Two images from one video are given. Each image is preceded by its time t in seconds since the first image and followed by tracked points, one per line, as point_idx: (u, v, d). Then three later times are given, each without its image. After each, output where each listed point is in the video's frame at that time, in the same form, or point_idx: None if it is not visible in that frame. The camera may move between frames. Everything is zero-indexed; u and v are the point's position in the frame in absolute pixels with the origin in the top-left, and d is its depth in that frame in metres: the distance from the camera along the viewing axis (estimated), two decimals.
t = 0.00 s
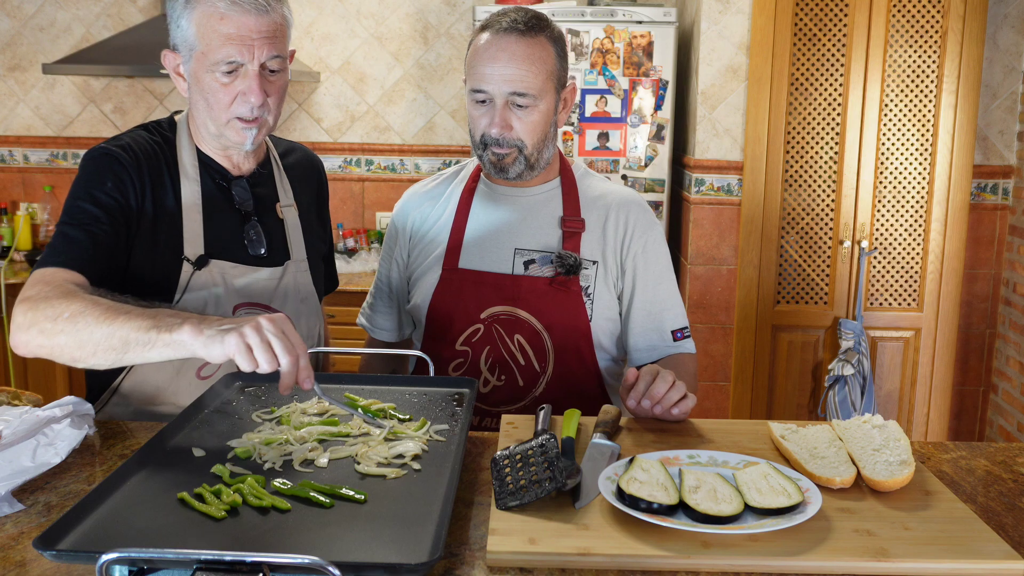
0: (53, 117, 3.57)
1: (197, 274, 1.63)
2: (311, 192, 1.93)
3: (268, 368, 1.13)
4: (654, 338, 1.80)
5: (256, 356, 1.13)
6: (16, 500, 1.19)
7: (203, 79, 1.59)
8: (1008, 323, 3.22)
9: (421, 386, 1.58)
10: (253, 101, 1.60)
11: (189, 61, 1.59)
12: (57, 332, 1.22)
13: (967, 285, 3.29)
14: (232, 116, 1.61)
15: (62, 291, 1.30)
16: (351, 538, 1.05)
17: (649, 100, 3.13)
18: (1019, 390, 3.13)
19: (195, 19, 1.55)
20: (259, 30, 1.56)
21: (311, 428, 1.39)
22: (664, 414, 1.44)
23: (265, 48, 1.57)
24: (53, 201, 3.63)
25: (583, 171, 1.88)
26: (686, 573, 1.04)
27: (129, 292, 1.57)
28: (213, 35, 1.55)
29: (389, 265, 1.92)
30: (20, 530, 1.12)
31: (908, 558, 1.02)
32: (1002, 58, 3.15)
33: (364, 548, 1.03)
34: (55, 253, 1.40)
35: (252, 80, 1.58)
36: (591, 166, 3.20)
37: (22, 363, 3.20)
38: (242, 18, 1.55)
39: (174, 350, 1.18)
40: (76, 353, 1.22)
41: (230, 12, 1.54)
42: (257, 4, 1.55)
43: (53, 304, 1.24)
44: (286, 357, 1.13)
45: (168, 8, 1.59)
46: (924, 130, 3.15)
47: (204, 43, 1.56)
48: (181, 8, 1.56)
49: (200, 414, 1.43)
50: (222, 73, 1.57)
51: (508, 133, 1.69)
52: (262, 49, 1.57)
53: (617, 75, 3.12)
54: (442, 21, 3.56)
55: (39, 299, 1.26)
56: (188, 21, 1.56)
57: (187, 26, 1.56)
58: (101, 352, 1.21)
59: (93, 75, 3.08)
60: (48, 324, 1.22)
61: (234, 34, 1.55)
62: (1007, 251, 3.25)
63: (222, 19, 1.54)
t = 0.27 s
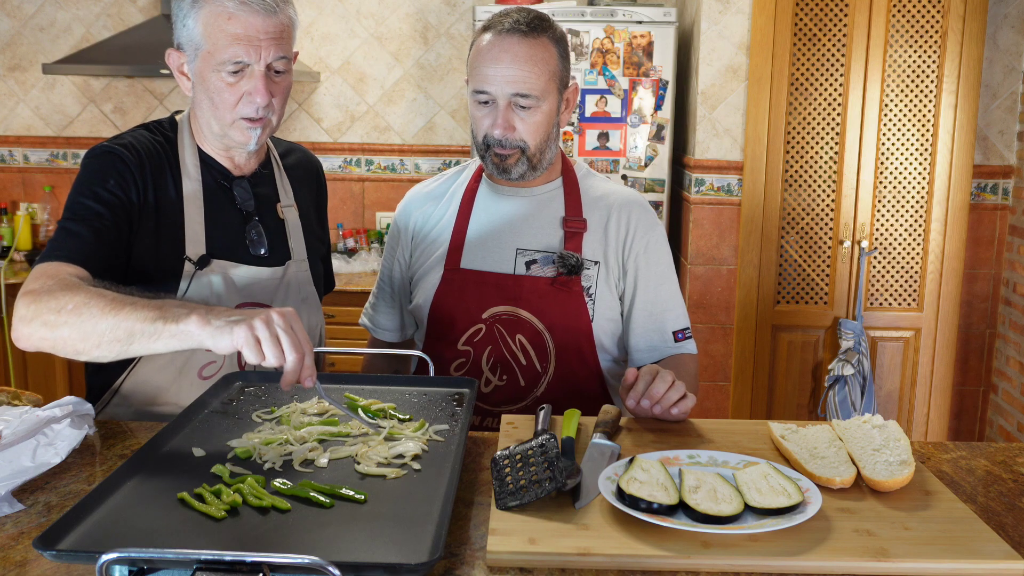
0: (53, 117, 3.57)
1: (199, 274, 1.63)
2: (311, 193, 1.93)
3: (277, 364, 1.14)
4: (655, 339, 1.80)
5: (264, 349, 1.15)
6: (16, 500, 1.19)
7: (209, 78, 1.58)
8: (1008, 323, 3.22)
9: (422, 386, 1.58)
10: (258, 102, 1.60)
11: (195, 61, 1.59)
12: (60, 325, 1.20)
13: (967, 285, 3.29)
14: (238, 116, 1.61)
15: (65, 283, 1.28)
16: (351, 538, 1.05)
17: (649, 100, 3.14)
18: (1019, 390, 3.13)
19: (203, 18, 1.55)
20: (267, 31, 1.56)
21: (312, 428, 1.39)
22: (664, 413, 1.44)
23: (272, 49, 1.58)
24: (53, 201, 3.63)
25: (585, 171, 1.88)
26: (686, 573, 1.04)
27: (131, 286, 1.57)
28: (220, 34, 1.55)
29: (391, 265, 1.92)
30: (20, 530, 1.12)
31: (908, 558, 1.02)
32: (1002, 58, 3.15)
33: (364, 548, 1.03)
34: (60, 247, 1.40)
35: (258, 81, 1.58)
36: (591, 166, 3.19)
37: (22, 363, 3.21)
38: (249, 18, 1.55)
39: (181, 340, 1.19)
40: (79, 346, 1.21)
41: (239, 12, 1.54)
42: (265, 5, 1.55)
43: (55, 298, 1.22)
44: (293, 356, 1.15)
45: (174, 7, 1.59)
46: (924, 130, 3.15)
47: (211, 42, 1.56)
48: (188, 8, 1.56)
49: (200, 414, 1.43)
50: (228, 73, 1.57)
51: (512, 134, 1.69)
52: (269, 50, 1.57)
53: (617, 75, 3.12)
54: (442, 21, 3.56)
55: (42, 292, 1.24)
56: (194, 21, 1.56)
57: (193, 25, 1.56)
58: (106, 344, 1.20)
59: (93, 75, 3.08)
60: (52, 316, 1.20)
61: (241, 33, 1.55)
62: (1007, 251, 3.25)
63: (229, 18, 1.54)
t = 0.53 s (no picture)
0: (53, 118, 3.57)
1: (198, 274, 1.62)
2: (310, 193, 1.93)
3: (250, 357, 1.13)
4: (655, 339, 1.80)
5: (237, 345, 1.13)
6: (15, 500, 1.19)
7: (211, 76, 1.58)
8: (1008, 323, 3.22)
9: (422, 386, 1.58)
10: (260, 100, 1.60)
11: (196, 59, 1.59)
12: (40, 327, 1.20)
13: (967, 285, 3.29)
14: (239, 115, 1.61)
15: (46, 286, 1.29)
16: (351, 539, 1.05)
17: (649, 100, 3.14)
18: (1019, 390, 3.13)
19: (205, 16, 1.55)
20: (269, 29, 1.56)
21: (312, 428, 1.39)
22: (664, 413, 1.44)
23: (274, 47, 1.58)
24: (53, 201, 3.63)
25: (585, 171, 1.88)
26: (686, 573, 1.04)
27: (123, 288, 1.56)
28: (222, 31, 1.55)
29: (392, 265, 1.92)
30: (20, 530, 1.12)
31: (908, 558, 1.02)
32: (1002, 58, 3.15)
33: (364, 548, 1.03)
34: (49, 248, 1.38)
35: (261, 78, 1.58)
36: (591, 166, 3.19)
37: (22, 363, 3.21)
38: (252, 16, 1.55)
39: (157, 341, 1.18)
40: (60, 347, 1.21)
41: (242, 9, 1.54)
42: (268, 3, 1.56)
43: (37, 300, 1.22)
44: (264, 348, 1.13)
45: (176, 5, 1.59)
46: (924, 130, 3.15)
47: (213, 40, 1.56)
48: (191, 5, 1.56)
49: (199, 414, 1.43)
50: (230, 71, 1.58)
51: (513, 134, 1.69)
52: (271, 48, 1.57)
53: (617, 75, 3.12)
54: (442, 21, 3.56)
55: (24, 294, 1.25)
56: (197, 18, 1.56)
57: (196, 23, 1.56)
58: (85, 345, 1.20)
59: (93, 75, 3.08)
60: (32, 319, 1.21)
61: (244, 31, 1.55)
62: (1007, 251, 3.25)
63: (232, 16, 1.54)
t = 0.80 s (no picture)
0: (53, 118, 3.57)
1: (196, 273, 1.63)
2: (311, 193, 1.93)
3: (217, 346, 1.13)
4: (655, 339, 1.80)
5: (204, 335, 1.13)
6: (15, 500, 1.19)
7: (207, 74, 1.59)
8: (1008, 323, 3.22)
9: (422, 386, 1.58)
10: (256, 98, 1.60)
11: (193, 57, 1.59)
12: (14, 319, 1.20)
13: (967, 285, 3.29)
14: (235, 113, 1.61)
15: (22, 276, 1.28)
16: (351, 538, 1.05)
17: (648, 100, 3.14)
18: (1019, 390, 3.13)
19: (201, 15, 1.56)
20: (265, 27, 1.57)
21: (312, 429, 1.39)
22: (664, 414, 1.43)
23: (270, 46, 1.58)
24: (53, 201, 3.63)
25: (585, 171, 1.88)
26: (687, 573, 1.04)
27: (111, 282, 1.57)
28: (217, 29, 1.55)
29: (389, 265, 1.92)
30: (20, 530, 1.12)
31: (908, 558, 1.02)
32: (1002, 58, 3.15)
33: (364, 548, 1.03)
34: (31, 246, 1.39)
35: (256, 77, 1.59)
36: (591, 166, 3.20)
37: (22, 363, 3.21)
38: (248, 14, 1.55)
39: (127, 329, 1.17)
40: (33, 339, 1.21)
41: (238, 8, 1.55)
42: (264, 1, 1.56)
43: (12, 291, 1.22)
44: (232, 338, 1.11)
45: (173, 3, 1.59)
46: (924, 130, 3.15)
47: (209, 38, 1.56)
48: (187, 4, 1.57)
49: (200, 414, 1.43)
50: (226, 69, 1.58)
51: (512, 133, 1.69)
52: (267, 47, 1.58)
53: (617, 75, 3.12)
54: (442, 21, 3.56)
55: None
56: (193, 17, 1.56)
57: (192, 21, 1.57)
58: (57, 335, 1.20)
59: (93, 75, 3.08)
60: (4, 310, 1.20)
61: (240, 29, 1.55)
62: (1007, 251, 3.25)
63: (228, 14, 1.55)
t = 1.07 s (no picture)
0: (53, 118, 3.57)
1: (195, 274, 1.62)
2: (311, 193, 1.93)
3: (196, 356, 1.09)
4: (654, 338, 1.80)
5: (182, 343, 1.10)
6: (15, 500, 1.19)
7: (204, 72, 1.59)
8: (1008, 323, 3.22)
9: (422, 386, 1.58)
10: (252, 97, 1.60)
11: (191, 55, 1.60)
12: (3, 320, 1.21)
13: (967, 285, 3.29)
14: (232, 111, 1.60)
15: (12, 276, 1.28)
16: (351, 539, 1.05)
17: (649, 100, 3.14)
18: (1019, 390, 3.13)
19: (200, 12, 1.56)
20: (263, 26, 1.57)
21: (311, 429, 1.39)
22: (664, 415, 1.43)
23: (268, 44, 1.58)
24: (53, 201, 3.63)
25: (584, 171, 1.88)
26: (687, 573, 1.04)
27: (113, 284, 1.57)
28: (215, 26, 1.56)
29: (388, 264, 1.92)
30: (20, 530, 1.12)
31: (908, 558, 1.02)
32: (1002, 58, 3.15)
33: (364, 548, 1.03)
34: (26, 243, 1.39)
35: (253, 75, 1.59)
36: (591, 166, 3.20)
37: (22, 363, 3.21)
38: (246, 12, 1.56)
39: (111, 335, 1.15)
40: (22, 340, 1.21)
41: (236, 6, 1.55)
42: None
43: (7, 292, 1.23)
44: (210, 346, 1.09)
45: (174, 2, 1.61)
46: (924, 130, 3.15)
47: (207, 36, 1.57)
48: (187, 2, 1.58)
49: (200, 414, 1.43)
50: (223, 67, 1.58)
51: (510, 132, 1.69)
52: (264, 45, 1.58)
53: (617, 75, 3.12)
54: (442, 21, 3.56)
55: None
56: (192, 15, 1.57)
57: (191, 19, 1.58)
58: (44, 337, 1.20)
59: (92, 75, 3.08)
60: None
61: (237, 27, 1.56)
62: (1007, 251, 3.25)
63: (226, 12, 1.55)
